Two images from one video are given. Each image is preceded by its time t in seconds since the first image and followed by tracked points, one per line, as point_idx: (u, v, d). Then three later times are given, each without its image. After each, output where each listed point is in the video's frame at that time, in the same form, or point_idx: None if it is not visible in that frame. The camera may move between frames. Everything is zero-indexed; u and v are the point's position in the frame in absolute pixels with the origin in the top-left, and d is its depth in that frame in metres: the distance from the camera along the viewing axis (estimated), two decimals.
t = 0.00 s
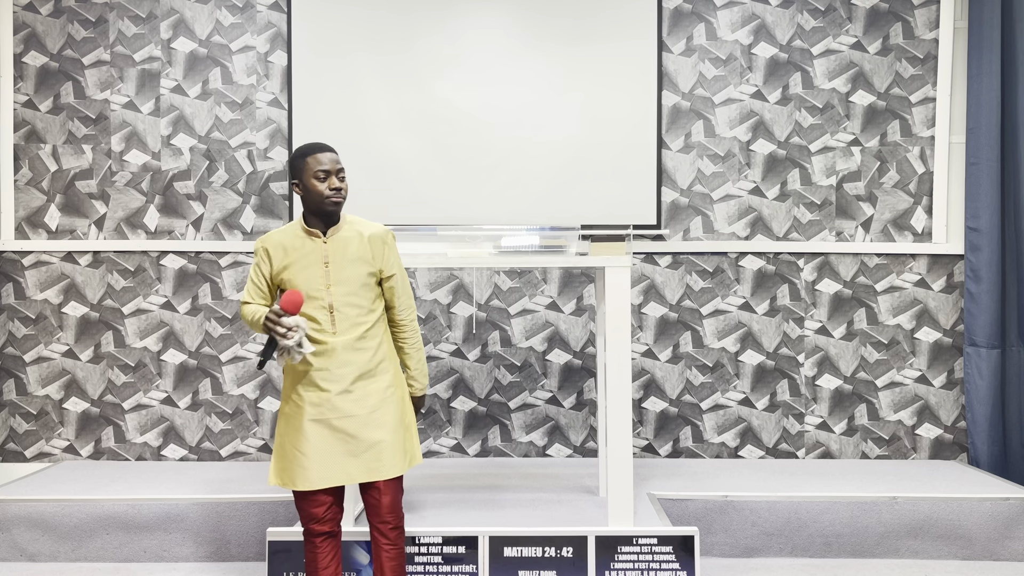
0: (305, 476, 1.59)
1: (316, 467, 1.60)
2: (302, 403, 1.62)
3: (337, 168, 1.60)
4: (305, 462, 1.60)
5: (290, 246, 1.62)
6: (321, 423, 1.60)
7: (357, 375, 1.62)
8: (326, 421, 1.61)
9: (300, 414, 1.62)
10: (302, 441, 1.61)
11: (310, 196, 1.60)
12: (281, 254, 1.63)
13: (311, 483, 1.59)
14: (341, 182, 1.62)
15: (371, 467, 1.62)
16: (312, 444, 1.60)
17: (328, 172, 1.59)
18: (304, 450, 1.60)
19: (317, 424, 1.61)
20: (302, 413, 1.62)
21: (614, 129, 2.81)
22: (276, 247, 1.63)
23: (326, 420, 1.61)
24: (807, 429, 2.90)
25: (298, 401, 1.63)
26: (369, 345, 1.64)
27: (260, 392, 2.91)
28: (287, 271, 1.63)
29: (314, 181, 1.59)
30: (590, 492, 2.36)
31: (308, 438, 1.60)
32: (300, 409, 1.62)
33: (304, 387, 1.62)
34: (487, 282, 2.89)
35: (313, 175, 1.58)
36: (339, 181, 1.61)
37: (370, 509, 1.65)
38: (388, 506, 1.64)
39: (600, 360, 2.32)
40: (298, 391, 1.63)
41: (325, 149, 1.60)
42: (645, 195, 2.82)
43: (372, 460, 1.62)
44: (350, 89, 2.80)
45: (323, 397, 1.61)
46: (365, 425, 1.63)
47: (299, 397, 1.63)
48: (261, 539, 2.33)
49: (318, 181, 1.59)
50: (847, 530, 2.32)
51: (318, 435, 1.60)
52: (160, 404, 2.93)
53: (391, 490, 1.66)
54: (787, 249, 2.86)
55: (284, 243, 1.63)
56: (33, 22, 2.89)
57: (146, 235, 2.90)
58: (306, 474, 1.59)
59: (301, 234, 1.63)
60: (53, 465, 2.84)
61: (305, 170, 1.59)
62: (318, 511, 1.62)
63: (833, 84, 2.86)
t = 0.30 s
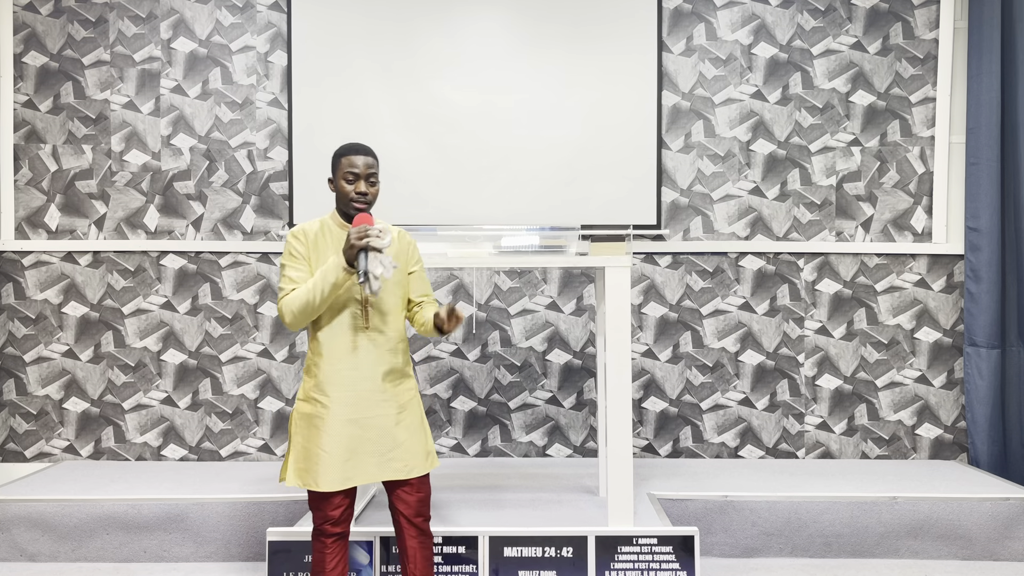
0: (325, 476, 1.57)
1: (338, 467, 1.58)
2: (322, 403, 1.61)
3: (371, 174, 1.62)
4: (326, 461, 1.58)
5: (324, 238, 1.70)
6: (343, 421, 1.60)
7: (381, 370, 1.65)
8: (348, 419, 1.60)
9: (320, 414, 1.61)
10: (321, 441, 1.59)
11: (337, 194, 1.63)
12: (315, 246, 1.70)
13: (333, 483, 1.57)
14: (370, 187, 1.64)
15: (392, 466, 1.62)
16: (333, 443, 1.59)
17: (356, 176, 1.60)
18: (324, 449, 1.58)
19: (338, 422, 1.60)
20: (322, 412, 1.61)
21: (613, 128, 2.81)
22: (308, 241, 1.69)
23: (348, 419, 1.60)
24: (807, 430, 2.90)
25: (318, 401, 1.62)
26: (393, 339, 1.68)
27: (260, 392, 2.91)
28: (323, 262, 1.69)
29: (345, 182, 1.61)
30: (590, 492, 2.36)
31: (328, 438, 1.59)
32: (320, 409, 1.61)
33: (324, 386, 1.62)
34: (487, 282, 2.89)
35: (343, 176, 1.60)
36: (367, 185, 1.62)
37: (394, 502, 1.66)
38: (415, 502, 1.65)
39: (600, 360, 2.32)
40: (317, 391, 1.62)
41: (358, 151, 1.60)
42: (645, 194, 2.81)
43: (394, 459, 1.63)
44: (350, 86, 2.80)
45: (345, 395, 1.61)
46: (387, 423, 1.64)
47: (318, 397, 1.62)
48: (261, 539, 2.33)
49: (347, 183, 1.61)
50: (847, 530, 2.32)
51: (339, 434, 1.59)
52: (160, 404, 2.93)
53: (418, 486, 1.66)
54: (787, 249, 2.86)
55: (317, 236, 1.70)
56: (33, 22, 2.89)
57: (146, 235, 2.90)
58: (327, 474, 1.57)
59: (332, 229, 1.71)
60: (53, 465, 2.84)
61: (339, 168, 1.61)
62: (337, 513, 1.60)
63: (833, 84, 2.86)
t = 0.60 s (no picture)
0: (367, 471, 1.57)
1: (381, 462, 1.58)
2: (367, 399, 1.62)
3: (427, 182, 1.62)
4: (369, 457, 1.58)
5: (379, 237, 1.71)
6: (388, 417, 1.60)
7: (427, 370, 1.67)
8: (393, 416, 1.61)
9: (365, 409, 1.61)
10: (365, 436, 1.59)
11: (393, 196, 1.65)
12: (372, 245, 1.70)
13: (374, 479, 1.57)
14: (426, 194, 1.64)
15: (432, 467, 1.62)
16: (377, 440, 1.59)
17: (413, 185, 1.61)
18: (368, 445, 1.59)
19: (383, 418, 1.60)
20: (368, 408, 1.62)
21: (613, 129, 2.81)
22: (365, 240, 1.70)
23: (394, 415, 1.61)
24: (807, 430, 2.90)
25: (363, 397, 1.63)
26: (440, 341, 1.71)
27: (260, 392, 2.91)
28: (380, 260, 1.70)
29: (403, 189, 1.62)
30: (590, 491, 2.36)
31: (372, 434, 1.59)
32: (367, 406, 1.62)
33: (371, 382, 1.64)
34: (487, 282, 2.90)
35: (402, 183, 1.61)
36: (424, 195, 1.63)
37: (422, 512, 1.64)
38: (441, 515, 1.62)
39: (600, 360, 2.32)
40: (363, 387, 1.64)
41: (420, 162, 1.60)
42: (645, 195, 2.81)
43: (434, 460, 1.63)
44: (350, 88, 2.81)
45: (393, 391, 1.62)
46: (430, 423, 1.65)
47: (364, 393, 1.63)
48: (261, 539, 2.33)
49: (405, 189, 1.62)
50: (847, 530, 2.32)
51: (383, 430, 1.60)
52: (160, 404, 2.93)
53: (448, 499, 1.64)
54: (787, 249, 2.86)
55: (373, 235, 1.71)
56: (33, 22, 2.89)
57: (146, 235, 2.90)
58: (369, 469, 1.57)
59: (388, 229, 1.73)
60: (53, 465, 2.84)
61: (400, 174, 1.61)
62: (362, 514, 1.60)
63: (833, 84, 2.86)
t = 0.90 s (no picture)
0: (414, 469, 1.59)
1: (428, 460, 1.60)
2: (408, 397, 1.63)
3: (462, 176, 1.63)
4: (415, 455, 1.60)
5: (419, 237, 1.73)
6: (430, 415, 1.62)
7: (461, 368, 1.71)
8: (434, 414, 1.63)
9: (407, 407, 1.63)
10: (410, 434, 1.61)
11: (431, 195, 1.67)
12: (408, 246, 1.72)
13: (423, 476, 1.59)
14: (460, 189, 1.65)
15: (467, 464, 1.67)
16: (421, 437, 1.61)
17: (449, 179, 1.62)
18: (414, 443, 1.60)
19: (426, 416, 1.62)
20: (410, 406, 1.63)
21: (614, 129, 2.81)
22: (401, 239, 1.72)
23: (436, 413, 1.63)
24: (807, 430, 2.90)
25: (403, 394, 1.64)
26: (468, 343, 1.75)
27: (260, 392, 2.91)
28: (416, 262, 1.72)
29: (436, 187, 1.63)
30: (590, 491, 2.36)
31: (416, 431, 1.61)
32: (405, 406, 1.63)
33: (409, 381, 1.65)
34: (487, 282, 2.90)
35: (437, 179, 1.62)
36: (460, 188, 1.64)
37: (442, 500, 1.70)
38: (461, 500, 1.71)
39: (600, 360, 2.32)
40: (402, 385, 1.64)
41: (451, 158, 1.61)
42: (645, 195, 2.82)
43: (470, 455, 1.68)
44: (350, 86, 2.81)
45: (434, 391, 1.64)
46: (465, 422, 1.69)
47: (404, 391, 1.64)
48: (261, 539, 2.33)
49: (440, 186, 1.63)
50: (847, 530, 2.32)
51: (426, 428, 1.62)
52: (160, 404, 2.93)
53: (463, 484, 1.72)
54: (787, 249, 2.86)
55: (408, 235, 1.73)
56: (33, 22, 2.89)
57: (146, 235, 2.90)
58: (412, 469, 1.59)
59: (425, 230, 1.75)
60: (53, 465, 2.84)
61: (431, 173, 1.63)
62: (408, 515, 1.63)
63: (833, 84, 2.86)
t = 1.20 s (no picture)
0: (451, 469, 1.62)
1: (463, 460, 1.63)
2: (441, 399, 1.66)
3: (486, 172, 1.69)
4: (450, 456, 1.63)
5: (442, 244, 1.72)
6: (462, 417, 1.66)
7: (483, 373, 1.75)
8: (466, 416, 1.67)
9: (439, 409, 1.66)
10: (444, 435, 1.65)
11: (457, 197, 1.69)
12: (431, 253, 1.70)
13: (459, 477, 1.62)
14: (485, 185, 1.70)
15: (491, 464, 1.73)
16: (456, 438, 1.65)
17: (477, 176, 1.67)
18: (451, 444, 1.64)
19: (459, 418, 1.66)
20: (442, 408, 1.66)
21: (613, 128, 2.81)
22: (426, 243, 1.69)
23: (468, 416, 1.67)
24: (807, 430, 2.90)
25: (435, 396, 1.66)
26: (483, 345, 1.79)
27: (260, 392, 2.91)
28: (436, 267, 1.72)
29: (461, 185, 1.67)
30: (591, 491, 2.36)
31: (450, 433, 1.65)
32: (439, 407, 1.66)
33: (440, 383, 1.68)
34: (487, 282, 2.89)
35: (465, 178, 1.67)
36: (485, 184, 1.69)
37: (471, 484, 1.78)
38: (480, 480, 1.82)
39: (600, 360, 2.31)
40: (434, 387, 1.67)
41: (475, 156, 1.68)
42: (645, 195, 2.81)
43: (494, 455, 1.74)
44: (350, 86, 2.81)
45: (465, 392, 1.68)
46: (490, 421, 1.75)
47: (436, 393, 1.67)
48: (261, 539, 2.33)
49: (468, 185, 1.67)
50: (847, 530, 2.32)
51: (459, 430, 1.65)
52: (160, 404, 2.93)
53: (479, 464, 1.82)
54: (787, 249, 2.86)
55: (433, 239, 1.71)
56: (33, 22, 2.89)
57: (146, 235, 2.90)
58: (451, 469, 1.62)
59: (448, 232, 1.75)
60: (53, 465, 2.84)
61: (455, 173, 1.68)
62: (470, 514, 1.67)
63: (833, 84, 2.86)
